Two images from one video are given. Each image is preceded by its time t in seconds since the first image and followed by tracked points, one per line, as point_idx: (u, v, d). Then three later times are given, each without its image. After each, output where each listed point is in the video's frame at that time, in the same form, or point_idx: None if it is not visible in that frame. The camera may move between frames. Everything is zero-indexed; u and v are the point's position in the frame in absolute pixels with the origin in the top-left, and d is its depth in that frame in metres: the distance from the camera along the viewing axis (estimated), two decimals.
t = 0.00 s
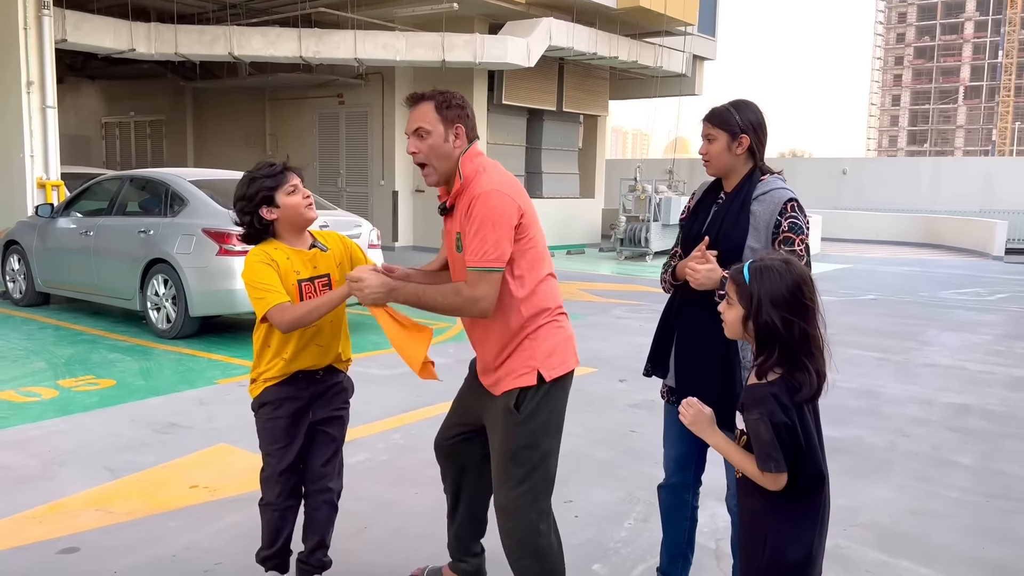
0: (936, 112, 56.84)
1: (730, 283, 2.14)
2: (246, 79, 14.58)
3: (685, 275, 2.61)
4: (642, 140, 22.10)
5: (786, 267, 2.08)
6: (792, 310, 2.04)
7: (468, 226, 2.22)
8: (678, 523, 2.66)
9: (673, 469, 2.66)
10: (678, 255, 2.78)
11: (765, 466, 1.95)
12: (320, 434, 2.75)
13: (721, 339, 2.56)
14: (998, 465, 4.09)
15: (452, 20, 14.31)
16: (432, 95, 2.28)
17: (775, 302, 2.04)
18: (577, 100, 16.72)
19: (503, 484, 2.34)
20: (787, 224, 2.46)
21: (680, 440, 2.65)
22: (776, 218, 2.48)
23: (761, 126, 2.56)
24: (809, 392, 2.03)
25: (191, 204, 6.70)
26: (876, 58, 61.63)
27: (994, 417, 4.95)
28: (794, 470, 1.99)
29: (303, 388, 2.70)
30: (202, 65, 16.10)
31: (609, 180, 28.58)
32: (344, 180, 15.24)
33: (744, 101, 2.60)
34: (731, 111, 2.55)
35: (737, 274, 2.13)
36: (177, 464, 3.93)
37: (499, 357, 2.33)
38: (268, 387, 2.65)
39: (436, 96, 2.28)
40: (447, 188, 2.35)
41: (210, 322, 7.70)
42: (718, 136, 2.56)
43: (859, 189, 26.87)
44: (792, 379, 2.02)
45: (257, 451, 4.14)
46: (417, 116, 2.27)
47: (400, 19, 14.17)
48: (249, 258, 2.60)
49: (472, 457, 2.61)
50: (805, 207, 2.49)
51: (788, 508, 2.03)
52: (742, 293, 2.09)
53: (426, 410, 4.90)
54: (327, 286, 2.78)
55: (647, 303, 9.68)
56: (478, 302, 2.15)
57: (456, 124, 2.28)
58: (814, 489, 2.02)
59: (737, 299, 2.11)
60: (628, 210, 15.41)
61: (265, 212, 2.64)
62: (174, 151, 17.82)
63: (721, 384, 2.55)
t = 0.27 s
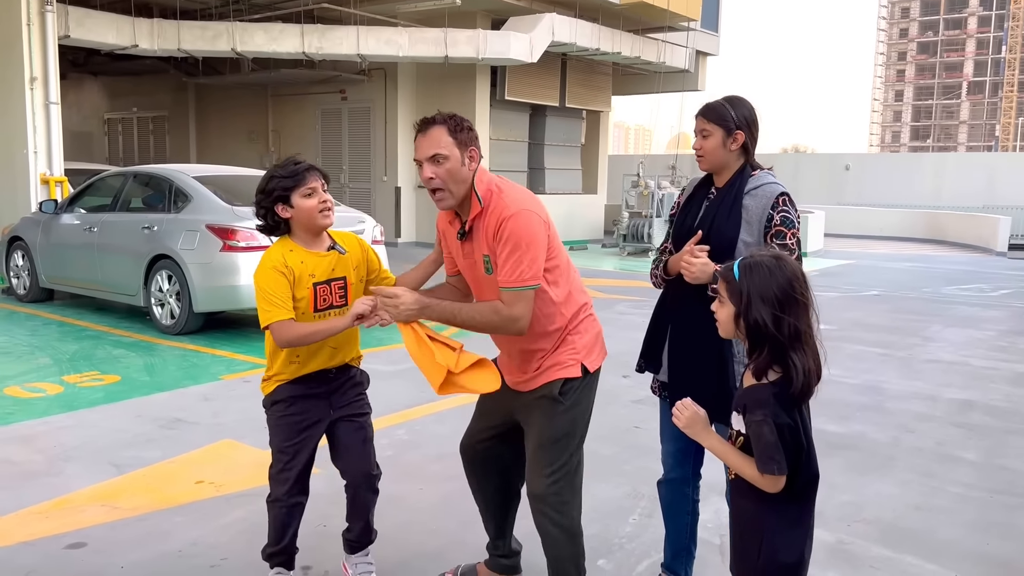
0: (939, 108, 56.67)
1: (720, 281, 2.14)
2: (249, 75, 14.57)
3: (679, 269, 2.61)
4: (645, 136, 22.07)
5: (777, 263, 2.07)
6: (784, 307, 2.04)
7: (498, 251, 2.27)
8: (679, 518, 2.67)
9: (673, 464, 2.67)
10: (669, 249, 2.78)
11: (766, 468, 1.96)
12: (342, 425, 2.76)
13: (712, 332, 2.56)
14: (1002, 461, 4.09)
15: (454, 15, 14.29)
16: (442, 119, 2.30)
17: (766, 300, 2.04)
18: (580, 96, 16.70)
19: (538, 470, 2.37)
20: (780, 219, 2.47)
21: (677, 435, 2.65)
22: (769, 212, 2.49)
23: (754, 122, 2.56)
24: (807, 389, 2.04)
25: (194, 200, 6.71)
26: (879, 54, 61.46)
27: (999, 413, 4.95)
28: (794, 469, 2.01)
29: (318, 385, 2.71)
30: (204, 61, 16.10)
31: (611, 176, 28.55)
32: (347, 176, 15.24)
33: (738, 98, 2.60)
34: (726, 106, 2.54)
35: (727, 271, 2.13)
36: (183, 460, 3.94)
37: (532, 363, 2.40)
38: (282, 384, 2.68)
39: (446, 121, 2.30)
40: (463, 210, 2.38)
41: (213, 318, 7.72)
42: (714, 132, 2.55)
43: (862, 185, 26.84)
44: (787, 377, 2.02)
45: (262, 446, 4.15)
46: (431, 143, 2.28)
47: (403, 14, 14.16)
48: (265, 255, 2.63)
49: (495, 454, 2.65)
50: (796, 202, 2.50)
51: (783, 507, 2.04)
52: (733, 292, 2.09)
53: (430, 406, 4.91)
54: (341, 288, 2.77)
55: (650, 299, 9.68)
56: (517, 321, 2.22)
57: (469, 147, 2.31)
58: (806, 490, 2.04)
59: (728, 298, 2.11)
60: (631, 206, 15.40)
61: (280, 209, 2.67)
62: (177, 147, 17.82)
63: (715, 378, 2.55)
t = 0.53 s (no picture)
0: (940, 103, 56.57)
1: (712, 277, 2.14)
2: (249, 71, 14.54)
3: (671, 265, 2.60)
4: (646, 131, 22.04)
5: (766, 257, 2.07)
6: (774, 302, 2.03)
7: (499, 267, 2.27)
8: (678, 513, 2.66)
9: (668, 459, 2.66)
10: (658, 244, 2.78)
11: (760, 463, 1.93)
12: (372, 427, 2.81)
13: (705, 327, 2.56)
14: (1003, 456, 4.09)
15: (455, 10, 14.25)
16: (434, 139, 2.30)
17: (755, 295, 2.03)
18: (581, 91, 16.67)
19: (541, 465, 2.35)
20: (769, 213, 2.49)
21: (670, 430, 2.64)
22: (759, 207, 2.51)
23: (741, 117, 2.55)
24: (801, 383, 2.03)
25: (195, 196, 6.70)
26: (879, 49, 61.34)
27: (999, 409, 4.95)
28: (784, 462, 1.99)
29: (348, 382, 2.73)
30: (204, 56, 16.07)
31: (612, 171, 28.51)
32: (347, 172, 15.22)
33: (725, 93, 2.59)
34: (715, 101, 2.52)
35: (718, 266, 2.13)
36: (184, 455, 3.94)
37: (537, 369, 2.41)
38: (316, 376, 2.71)
39: (438, 140, 2.30)
40: (459, 226, 2.38)
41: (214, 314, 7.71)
42: (703, 128, 2.53)
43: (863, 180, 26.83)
44: (778, 370, 2.01)
45: (263, 442, 4.16)
46: (424, 164, 2.27)
47: (403, 9, 14.13)
48: (298, 252, 2.67)
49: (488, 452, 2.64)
50: (784, 196, 2.53)
51: (769, 501, 2.02)
52: (724, 287, 2.09)
53: (431, 401, 4.91)
54: (373, 287, 2.78)
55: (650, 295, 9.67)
56: (521, 333, 2.24)
57: (462, 165, 2.31)
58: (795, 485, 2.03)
59: (720, 293, 2.10)
60: (631, 201, 15.40)
61: (316, 206, 2.69)
62: (177, 142, 17.79)
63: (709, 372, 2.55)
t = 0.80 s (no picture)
0: (939, 98, 56.52)
1: (690, 272, 2.13)
2: (247, 65, 14.49)
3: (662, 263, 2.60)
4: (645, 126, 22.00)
5: (744, 250, 2.07)
6: (753, 294, 2.04)
7: (487, 265, 2.26)
8: (671, 509, 2.66)
9: (660, 456, 2.65)
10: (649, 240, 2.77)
11: (740, 454, 1.93)
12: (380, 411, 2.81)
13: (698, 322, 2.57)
14: (1000, 451, 4.09)
15: (453, 4, 14.20)
16: (423, 137, 2.28)
17: (735, 288, 2.04)
18: (580, 86, 16.65)
19: (531, 459, 2.35)
20: (760, 208, 2.49)
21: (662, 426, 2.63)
22: (750, 202, 2.51)
23: (726, 112, 2.54)
24: (780, 375, 2.04)
25: (193, 190, 6.69)
26: (879, 44, 61.22)
27: (997, 403, 4.96)
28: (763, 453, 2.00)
29: (357, 372, 2.76)
30: (202, 51, 16.01)
31: (611, 166, 28.47)
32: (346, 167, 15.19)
33: (709, 88, 2.57)
34: (699, 98, 2.50)
35: (696, 262, 2.12)
36: (181, 450, 3.94)
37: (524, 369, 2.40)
38: (326, 367, 2.75)
39: (428, 138, 2.28)
40: (447, 224, 2.37)
41: (212, 309, 7.70)
42: (688, 125, 2.51)
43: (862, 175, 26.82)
44: (759, 362, 2.02)
45: (261, 437, 4.15)
46: (413, 162, 2.26)
47: (402, 3, 14.09)
48: (306, 244, 2.70)
49: (476, 449, 2.64)
50: (775, 189, 2.52)
51: (744, 491, 2.04)
52: (703, 282, 2.09)
53: (428, 396, 4.91)
54: (383, 276, 2.79)
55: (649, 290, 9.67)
56: (506, 333, 2.25)
57: (452, 162, 2.31)
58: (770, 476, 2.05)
59: (699, 288, 2.10)
60: (630, 197, 15.39)
61: (324, 195, 2.74)
62: (175, 137, 17.74)
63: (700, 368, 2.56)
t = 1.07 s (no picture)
0: (937, 93, 56.51)
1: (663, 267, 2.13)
2: (244, 60, 14.44)
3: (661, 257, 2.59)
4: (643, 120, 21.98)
5: (715, 244, 2.07)
6: (726, 287, 2.04)
7: (484, 260, 2.25)
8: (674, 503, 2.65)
9: (661, 451, 2.64)
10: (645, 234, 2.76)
11: (721, 447, 1.93)
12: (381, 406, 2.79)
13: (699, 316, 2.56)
14: (998, 446, 4.09)
15: None
16: (418, 131, 2.28)
17: (708, 281, 2.04)
18: (578, 81, 16.61)
19: (526, 455, 2.34)
20: (760, 201, 2.49)
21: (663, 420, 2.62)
22: (750, 195, 2.50)
23: (723, 105, 2.54)
24: (755, 365, 2.05)
25: (189, 185, 6.67)
26: (877, 39, 61.15)
27: (994, 398, 4.96)
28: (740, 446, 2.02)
29: (361, 367, 2.77)
30: (199, 45, 15.95)
31: (609, 162, 28.44)
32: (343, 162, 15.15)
33: (705, 82, 2.56)
34: (696, 92, 2.49)
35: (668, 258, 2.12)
36: (178, 446, 3.93)
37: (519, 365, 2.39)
38: (326, 362, 2.75)
39: (423, 132, 2.28)
40: (442, 219, 2.36)
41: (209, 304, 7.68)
42: (686, 120, 2.50)
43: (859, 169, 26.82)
44: (735, 354, 2.02)
45: (257, 432, 4.14)
46: (409, 156, 2.25)
47: None
48: (307, 237, 2.71)
49: (468, 446, 2.62)
50: (773, 181, 2.53)
51: (718, 486, 2.05)
52: (676, 277, 2.08)
53: (425, 392, 4.90)
54: (384, 270, 2.76)
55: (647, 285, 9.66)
56: (503, 329, 2.23)
57: (448, 156, 2.30)
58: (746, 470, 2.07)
59: (673, 283, 2.10)
60: (628, 192, 15.37)
61: (326, 190, 2.73)
62: (172, 132, 17.68)
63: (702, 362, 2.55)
